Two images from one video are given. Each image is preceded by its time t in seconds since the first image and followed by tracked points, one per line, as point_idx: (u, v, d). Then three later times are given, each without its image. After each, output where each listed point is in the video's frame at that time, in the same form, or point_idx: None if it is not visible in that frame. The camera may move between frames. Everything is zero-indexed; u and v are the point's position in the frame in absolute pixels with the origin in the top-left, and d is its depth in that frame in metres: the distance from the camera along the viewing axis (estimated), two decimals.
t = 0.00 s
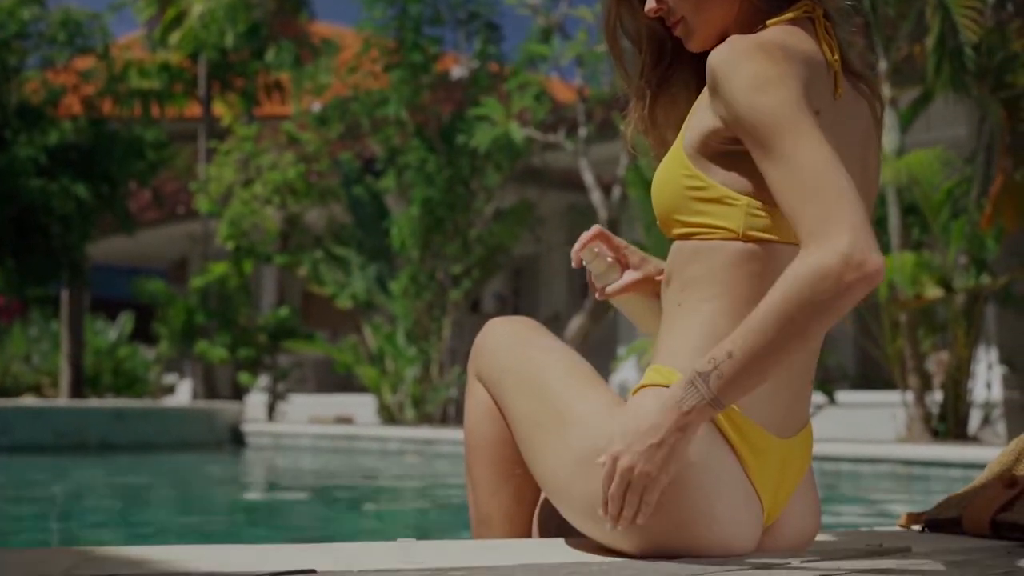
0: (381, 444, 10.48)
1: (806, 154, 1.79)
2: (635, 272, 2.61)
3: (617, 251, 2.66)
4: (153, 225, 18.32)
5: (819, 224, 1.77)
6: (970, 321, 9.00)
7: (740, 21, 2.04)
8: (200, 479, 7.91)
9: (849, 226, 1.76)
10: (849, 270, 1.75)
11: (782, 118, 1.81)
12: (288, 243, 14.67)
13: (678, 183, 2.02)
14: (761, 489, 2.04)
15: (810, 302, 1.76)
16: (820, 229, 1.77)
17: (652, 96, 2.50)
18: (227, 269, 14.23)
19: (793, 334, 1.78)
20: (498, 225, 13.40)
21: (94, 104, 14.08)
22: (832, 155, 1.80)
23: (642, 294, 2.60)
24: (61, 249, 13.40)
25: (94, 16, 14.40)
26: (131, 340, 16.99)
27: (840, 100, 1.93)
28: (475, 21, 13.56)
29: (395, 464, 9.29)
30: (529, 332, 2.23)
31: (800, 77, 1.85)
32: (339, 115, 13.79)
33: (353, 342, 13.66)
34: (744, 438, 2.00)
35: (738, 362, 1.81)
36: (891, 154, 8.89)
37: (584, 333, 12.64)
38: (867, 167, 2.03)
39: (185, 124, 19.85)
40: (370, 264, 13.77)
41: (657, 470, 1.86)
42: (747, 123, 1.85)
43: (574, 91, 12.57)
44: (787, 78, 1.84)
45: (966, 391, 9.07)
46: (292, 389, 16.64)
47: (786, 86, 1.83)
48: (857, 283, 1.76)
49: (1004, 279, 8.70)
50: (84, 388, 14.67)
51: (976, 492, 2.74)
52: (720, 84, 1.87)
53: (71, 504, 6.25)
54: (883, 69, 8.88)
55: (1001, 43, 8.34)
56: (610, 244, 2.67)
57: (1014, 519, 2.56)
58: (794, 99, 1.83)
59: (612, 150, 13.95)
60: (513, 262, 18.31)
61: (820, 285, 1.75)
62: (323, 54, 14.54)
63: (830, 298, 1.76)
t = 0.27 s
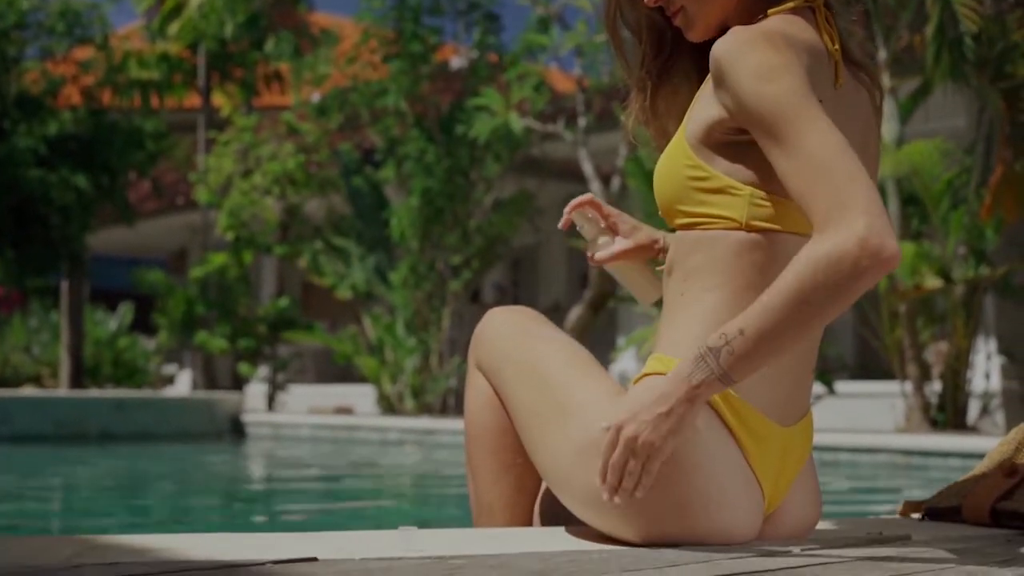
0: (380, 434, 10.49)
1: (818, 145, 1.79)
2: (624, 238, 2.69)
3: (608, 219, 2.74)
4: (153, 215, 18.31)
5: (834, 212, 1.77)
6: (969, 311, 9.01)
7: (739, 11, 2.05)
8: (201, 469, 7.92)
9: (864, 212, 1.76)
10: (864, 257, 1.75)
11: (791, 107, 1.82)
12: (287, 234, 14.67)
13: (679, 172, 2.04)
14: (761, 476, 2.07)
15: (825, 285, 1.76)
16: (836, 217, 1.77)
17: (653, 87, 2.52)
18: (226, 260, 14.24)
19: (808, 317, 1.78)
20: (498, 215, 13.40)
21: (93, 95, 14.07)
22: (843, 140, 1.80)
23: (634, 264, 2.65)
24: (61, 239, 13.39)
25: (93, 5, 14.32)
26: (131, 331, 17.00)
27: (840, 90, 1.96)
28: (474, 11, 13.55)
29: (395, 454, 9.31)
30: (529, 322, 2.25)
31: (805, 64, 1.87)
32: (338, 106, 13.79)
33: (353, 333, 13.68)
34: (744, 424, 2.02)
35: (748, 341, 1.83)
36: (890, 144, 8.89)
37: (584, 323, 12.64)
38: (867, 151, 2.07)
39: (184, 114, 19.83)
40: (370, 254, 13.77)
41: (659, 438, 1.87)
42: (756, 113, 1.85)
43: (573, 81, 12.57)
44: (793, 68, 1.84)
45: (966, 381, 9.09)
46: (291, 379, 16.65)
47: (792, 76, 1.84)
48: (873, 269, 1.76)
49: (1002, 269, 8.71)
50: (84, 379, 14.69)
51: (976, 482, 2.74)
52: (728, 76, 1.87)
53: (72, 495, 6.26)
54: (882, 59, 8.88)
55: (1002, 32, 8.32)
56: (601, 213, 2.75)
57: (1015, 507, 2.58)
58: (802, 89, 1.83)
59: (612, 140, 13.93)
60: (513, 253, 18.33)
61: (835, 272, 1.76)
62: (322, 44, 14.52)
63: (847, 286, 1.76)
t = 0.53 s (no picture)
0: (380, 424, 10.49)
1: (797, 139, 1.83)
2: (621, 210, 2.66)
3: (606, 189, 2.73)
4: (153, 205, 18.30)
5: (790, 206, 1.83)
6: (968, 300, 9.01)
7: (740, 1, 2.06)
8: (201, 458, 7.92)
9: (822, 213, 1.81)
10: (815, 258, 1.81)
11: (775, 96, 1.84)
12: (287, 224, 14.66)
13: (681, 158, 2.04)
14: (765, 467, 2.08)
15: (772, 277, 1.84)
16: (794, 213, 1.82)
17: (654, 77, 2.53)
18: (226, 250, 14.23)
19: (761, 305, 1.87)
20: (497, 205, 13.40)
21: (92, 84, 14.05)
22: (821, 140, 1.83)
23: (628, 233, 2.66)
24: (60, 229, 13.36)
25: None
26: (131, 321, 17.00)
27: (843, 77, 1.96)
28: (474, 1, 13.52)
29: (395, 443, 9.32)
30: (529, 311, 2.26)
31: (808, 54, 1.88)
32: (337, 96, 13.77)
33: (353, 322, 13.67)
34: (749, 414, 2.03)
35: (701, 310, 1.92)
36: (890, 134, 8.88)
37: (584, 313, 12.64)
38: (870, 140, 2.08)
39: (184, 104, 19.82)
40: (369, 244, 13.76)
41: (624, 387, 2.02)
42: (743, 100, 1.88)
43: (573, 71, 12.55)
44: (788, 60, 1.86)
45: (965, 371, 9.10)
46: (291, 369, 16.66)
47: (786, 68, 1.85)
48: (825, 272, 1.83)
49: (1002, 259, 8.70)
50: (84, 368, 14.69)
51: (978, 470, 2.74)
52: (722, 63, 1.89)
53: (72, 484, 6.25)
54: (883, 49, 8.87)
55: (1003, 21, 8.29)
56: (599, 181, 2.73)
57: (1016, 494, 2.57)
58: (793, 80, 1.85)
59: (612, 131, 13.92)
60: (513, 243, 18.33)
61: (785, 267, 1.83)
62: (321, 34, 14.50)
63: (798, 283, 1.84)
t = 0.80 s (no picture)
0: (380, 417, 10.50)
1: (739, 141, 1.94)
2: (625, 197, 2.66)
3: (612, 179, 2.76)
4: (153, 198, 18.28)
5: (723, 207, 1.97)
6: (969, 293, 9.01)
7: None
8: (202, 451, 7.92)
9: (740, 220, 1.95)
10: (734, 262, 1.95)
11: (736, 91, 1.95)
12: (287, 217, 14.65)
13: (682, 150, 2.11)
14: (766, 460, 2.15)
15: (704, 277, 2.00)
16: (722, 216, 1.97)
17: (657, 67, 2.55)
18: (226, 243, 14.22)
19: (695, 301, 2.02)
20: (497, 198, 13.40)
21: (92, 78, 14.03)
22: (765, 142, 1.94)
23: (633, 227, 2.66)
24: (60, 222, 13.34)
25: None
26: (131, 314, 16.98)
27: (843, 69, 2.08)
28: None
29: (395, 436, 9.33)
30: (528, 302, 2.36)
31: (804, 47, 2.01)
32: (337, 89, 13.77)
33: (353, 316, 13.69)
34: (750, 405, 2.09)
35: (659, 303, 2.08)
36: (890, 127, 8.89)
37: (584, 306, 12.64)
38: (870, 135, 2.19)
39: (184, 98, 19.79)
40: (370, 237, 13.76)
41: (592, 362, 2.18)
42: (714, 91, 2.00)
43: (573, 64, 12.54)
44: (768, 54, 1.96)
45: (965, 364, 9.11)
46: (291, 362, 16.68)
47: (758, 61, 1.96)
48: (744, 278, 1.96)
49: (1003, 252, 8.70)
50: (84, 362, 14.68)
51: (978, 462, 2.75)
52: (706, 49, 1.98)
53: (75, 477, 6.26)
54: (883, 41, 8.84)
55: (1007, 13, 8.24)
56: (604, 172, 2.76)
57: (1018, 487, 2.59)
58: (764, 76, 1.95)
59: (612, 123, 13.91)
60: (513, 236, 18.32)
61: (708, 267, 1.99)
62: (321, 27, 14.48)
63: (720, 284, 1.98)
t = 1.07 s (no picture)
0: (381, 408, 10.51)
1: (703, 138, 2.07)
2: (637, 189, 2.62)
3: (625, 170, 2.73)
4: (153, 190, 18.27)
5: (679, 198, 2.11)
6: (970, 284, 9.02)
7: None
8: (203, 443, 7.92)
9: (686, 219, 2.08)
10: (679, 260, 2.08)
11: (715, 81, 2.08)
12: (288, 209, 14.65)
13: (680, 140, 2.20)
14: (766, 447, 2.23)
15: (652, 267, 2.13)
16: (675, 211, 2.10)
17: (663, 53, 2.56)
18: (227, 234, 14.22)
19: (647, 290, 2.15)
20: (498, 190, 13.40)
21: (93, 69, 14.01)
22: (727, 143, 2.06)
23: (645, 214, 2.64)
24: (62, 214, 13.33)
25: None
26: (132, 306, 16.98)
27: (844, 56, 2.21)
28: None
29: (396, 428, 9.32)
30: (526, 289, 2.43)
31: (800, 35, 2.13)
32: (338, 80, 13.75)
33: (354, 307, 13.69)
34: (748, 392, 2.17)
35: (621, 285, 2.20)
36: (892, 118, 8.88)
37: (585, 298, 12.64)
38: (875, 124, 2.30)
39: (185, 89, 19.75)
40: (371, 229, 13.76)
41: (557, 330, 2.31)
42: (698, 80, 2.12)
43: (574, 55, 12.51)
44: (755, 46, 2.08)
45: (966, 355, 9.10)
46: (292, 354, 16.68)
47: (739, 53, 2.07)
48: (686, 277, 2.09)
49: (1004, 243, 8.69)
50: (85, 353, 14.68)
51: (980, 451, 2.75)
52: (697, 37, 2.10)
53: (77, 468, 6.27)
54: (886, 32, 8.81)
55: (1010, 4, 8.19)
56: (617, 163, 2.74)
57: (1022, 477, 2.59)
58: (745, 72, 2.07)
59: (612, 115, 13.88)
60: (513, 227, 18.31)
61: (655, 259, 2.12)
62: (322, 18, 14.44)
63: (665, 280, 2.12)
